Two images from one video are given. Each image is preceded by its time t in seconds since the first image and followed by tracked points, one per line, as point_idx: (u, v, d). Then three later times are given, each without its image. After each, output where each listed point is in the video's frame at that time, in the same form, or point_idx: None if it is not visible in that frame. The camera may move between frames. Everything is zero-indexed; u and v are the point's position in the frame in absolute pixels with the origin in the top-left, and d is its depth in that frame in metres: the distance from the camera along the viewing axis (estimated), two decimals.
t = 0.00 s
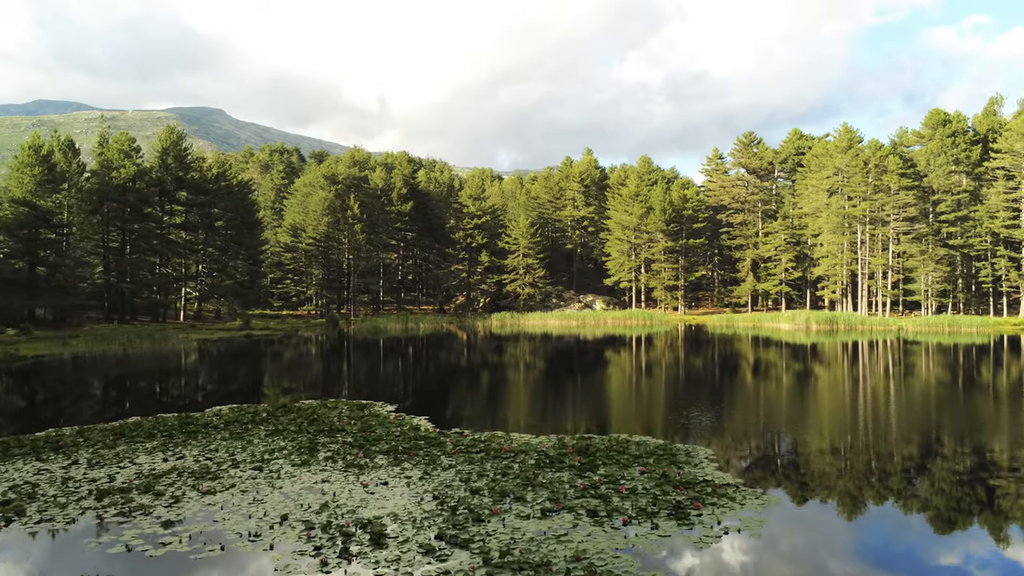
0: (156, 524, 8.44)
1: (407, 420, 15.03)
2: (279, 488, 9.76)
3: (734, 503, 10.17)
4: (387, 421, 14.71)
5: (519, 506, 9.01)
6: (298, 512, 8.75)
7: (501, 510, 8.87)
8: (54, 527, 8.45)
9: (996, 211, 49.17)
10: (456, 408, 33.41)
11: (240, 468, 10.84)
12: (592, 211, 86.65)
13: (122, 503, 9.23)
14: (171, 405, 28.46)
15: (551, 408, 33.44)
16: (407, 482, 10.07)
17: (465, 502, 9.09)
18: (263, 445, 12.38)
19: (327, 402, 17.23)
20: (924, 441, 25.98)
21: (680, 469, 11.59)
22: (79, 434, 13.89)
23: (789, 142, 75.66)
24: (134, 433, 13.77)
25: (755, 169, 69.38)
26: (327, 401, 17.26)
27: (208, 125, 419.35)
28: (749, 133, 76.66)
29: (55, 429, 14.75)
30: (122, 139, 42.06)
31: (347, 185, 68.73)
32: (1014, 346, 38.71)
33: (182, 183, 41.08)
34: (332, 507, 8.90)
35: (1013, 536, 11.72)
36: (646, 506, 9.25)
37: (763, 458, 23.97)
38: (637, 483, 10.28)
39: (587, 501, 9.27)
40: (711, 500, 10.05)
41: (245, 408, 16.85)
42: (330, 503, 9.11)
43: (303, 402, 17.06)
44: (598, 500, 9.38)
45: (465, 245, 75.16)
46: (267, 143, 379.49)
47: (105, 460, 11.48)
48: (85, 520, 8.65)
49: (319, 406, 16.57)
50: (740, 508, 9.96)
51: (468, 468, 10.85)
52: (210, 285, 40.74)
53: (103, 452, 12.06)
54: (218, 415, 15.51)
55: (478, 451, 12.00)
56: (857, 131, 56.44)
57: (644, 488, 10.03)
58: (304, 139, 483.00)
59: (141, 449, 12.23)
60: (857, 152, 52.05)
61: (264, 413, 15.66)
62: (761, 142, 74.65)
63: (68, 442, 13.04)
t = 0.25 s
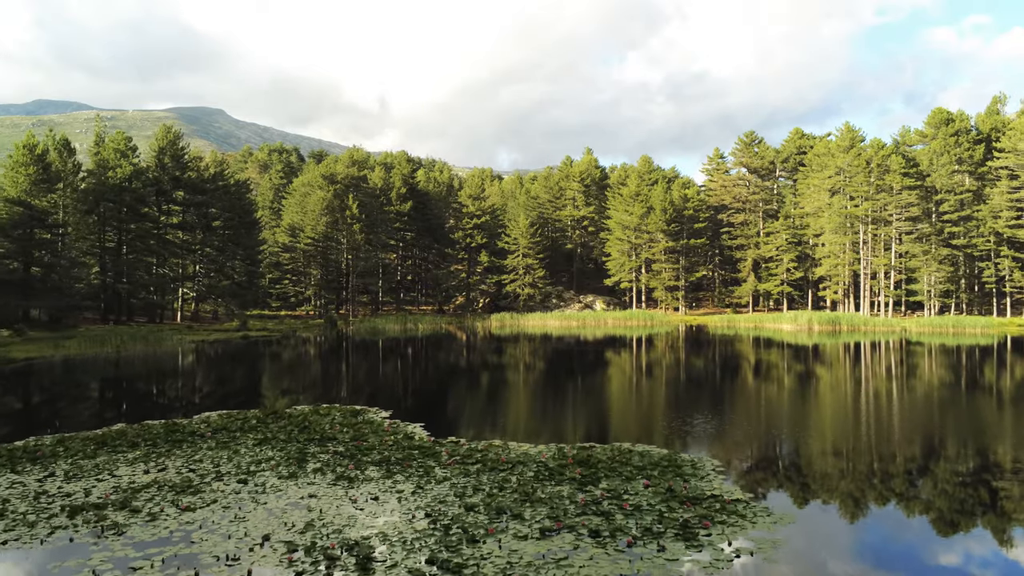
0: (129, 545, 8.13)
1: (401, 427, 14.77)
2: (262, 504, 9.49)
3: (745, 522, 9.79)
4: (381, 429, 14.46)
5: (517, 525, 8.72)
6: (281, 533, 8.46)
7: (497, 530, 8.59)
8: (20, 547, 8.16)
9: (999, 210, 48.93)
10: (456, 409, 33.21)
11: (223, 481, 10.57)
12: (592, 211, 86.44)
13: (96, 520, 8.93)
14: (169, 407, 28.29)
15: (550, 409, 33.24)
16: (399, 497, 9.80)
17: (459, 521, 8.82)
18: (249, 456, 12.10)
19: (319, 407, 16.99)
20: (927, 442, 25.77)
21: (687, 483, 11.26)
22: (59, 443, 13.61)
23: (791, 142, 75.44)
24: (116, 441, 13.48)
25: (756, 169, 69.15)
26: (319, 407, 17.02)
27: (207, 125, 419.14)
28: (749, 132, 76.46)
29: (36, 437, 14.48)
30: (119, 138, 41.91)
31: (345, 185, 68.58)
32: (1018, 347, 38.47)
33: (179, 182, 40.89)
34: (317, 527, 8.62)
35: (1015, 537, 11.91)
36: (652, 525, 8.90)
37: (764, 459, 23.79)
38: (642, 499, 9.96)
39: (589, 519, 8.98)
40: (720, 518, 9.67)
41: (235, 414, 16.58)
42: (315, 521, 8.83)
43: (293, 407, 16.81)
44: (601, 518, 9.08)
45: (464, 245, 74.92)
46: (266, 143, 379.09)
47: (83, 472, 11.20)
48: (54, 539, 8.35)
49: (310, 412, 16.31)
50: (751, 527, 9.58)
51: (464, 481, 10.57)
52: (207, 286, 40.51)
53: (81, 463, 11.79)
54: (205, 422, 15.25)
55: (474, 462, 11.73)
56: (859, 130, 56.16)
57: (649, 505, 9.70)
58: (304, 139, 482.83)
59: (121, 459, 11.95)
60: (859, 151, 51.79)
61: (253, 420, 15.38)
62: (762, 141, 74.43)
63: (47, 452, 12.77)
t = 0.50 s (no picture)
0: None
1: (394, 439, 14.46)
2: (241, 530, 9.13)
3: (761, 549, 9.23)
4: (372, 442, 14.11)
5: (514, 555, 8.34)
6: (260, 563, 8.08)
7: (491, 560, 8.21)
8: None
9: (1003, 210, 48.65)
10: (455, 410, 32.97)
11: (202, 502, 10.21)
12: (592, 211, 86.16)
13: (61, 547, 8.54)
14: (166, 409, 28.02)
15: (551, 410, 33.01)
16: (389, 521, 9.44)
17: (451, 549, 8.46)
18: (232, 472, 11.74)
19: (309, 417, 16.67)
20: (930, 443, 25.54)
21: (696, 504, 10.79)
22: (34, 458, 13.26)
23: (792, 141, 75.15)
24: (92, 456, 13.06)
25: (757, 168, 68.89)
26: (309, 416, 16.69)
27: (207, 125, 418.77)
28: (750, 132, 76.24)
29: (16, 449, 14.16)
30: (114, 137, 41.60)
31: (344, 185, 68.50)
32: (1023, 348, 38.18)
33: (175, 182, 40.62)
34: (297, 557, 8.25)
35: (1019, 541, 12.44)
36: (658, 554, 8.43)
37: (765, 462, 23.53)
38: (648, 524, 9.52)
39: (591, 548, 8.54)
40: (732, 545, 9.14)
41: (223, 424, 16.21)
42: (296, 550, 8.48)
43: (282, 417, 16.47)
44: (604, 546, 8.65)
45: (463, 245, 74.66)
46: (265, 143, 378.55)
47: (56, 490, 10.85)
48: (14, 569, 7.97)
49: (300, 423, 16.00)
50: (766, 557, 8.99)
51: (457, 502, 10.22)
52: (203, 287, 40.31)
53: (54, 480, 11.43)
54: (189, 434, 14.86)
55: (469, 480, 11.37)
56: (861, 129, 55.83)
57: (655, 530, 9.25)
58: (304, 139, 482.35)
59: (97, 476, 11.59)
60: (862, 151, 51.53)
61: (240, 431, 15.05)
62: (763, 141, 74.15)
63: (21, 468, 12.41)
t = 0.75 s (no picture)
0: None
1: (388, 452, 14.19)
2: (221, 556, 8.76)
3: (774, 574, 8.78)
4: (365, 454, 13.82)
5: None
6: None
7: None
8: None
9: (1007, 211, 48.36)
10: (454, 411, 32.76)
11: (182, 525, 9.84)
12: (592, 211, 85.88)
13: None
14: (164, 410, 27.87)
15: (551, 411, 32.80)
16: (379, 547, 9.06)
17: None
18: (216, 491, 11.39)
19: (301, 427, 16.40)
20: (933, 446, 25.32)
21: (702, 525, 10.40)
22: (10, 473, 12.92)
23: (794, 141, 74.85)
24: (71, 471, 12.69)
25: (759, 168, 68.62)
26: (300, 426, 16.39)
27: (206, 125, 418.39)
28: (751, 132, 76.01)
29: None
30: (110, 137, 41.30)
31: (342, 185, 68.50)
32: None
33: (171, 182, 40.30)
34: None
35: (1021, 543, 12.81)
36: None
37: (766, 463, 23.36)
38: (652, 550, 9.13)
39: None
40: (743, 572, 8.70)
41: (212, 433, 15.91)
42: None
43: (271, 427, 16.18)
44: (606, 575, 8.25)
45: (463, 245, 74.41)
46: (265, 143, 378.10)
47: (29, 511, 10.48)
48: None
49: (291, 433, 15.72)
50: None
51: (450, 524, 9.87)
52: (200, 288, 40.27)
53: (29, 499, 11.08)
54: (175, 446, 14.53)
55: (464, 499, 11.02)
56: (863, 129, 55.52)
57: (660, 557, 8.86)
58: (303, 139, 482.21)
59: (74, 495, 11.23)
60: (864, 150, 51.21)
61: (227, 443, 14.74)
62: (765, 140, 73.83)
63: None
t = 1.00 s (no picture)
0: None
1: (379, 469, 13.75)
2: None
3: None
4: (355, 471, 13.38)
5: None
6: None
7: None
8: None
9: (1010, 211, 48.08)
10: (453, 412, 32.50)
11: (156, 551, 9.27)
12: (592, 211, 85.62)
13: None
14: (160, 412, 27.60)
15: (550, 412, 32.56)
16: None
17: None
18: (195, 511, 10.85)
19: (289, 440, 15.94)
20: (936, 447, 25.10)
21: (710, 554, 9.89)
22: None
23: (796, 140, 74.56)
24: (45, 489, 12.12)
25: (760, 168, 68.34)
26: (289, 440, 15.95)
27: (205, 124, 418.02)
28: (751, 132, 75.79)
29: None
30: (105, 137, 41.00)
31: (340, 184, 68.53)
32: None
33: (168, 183, 39.99)
34: None
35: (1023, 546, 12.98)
36: None
37: (766, 465, 23.12)
38: None
39: None
40: None
41: (198, 446, 15.45)
42: None
43: (259, 440, 15.73)
44: None
45: (463, 245, 74.12)
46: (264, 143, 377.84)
47: None
48: None
49: (279, 447, 15.23)
50: None
51: (443, 553, 9.34)
52: (197, 289, 40.09)
53: None
54: (158, 460, 14.03)
55: (457, 523, 10.52)
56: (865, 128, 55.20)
57: None
58: (303, 139, 481.93)
59: (45, 515, 10.66)
60: (867, 150, 50.93)
61: (212, 457, 14.23)
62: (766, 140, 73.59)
63: None
